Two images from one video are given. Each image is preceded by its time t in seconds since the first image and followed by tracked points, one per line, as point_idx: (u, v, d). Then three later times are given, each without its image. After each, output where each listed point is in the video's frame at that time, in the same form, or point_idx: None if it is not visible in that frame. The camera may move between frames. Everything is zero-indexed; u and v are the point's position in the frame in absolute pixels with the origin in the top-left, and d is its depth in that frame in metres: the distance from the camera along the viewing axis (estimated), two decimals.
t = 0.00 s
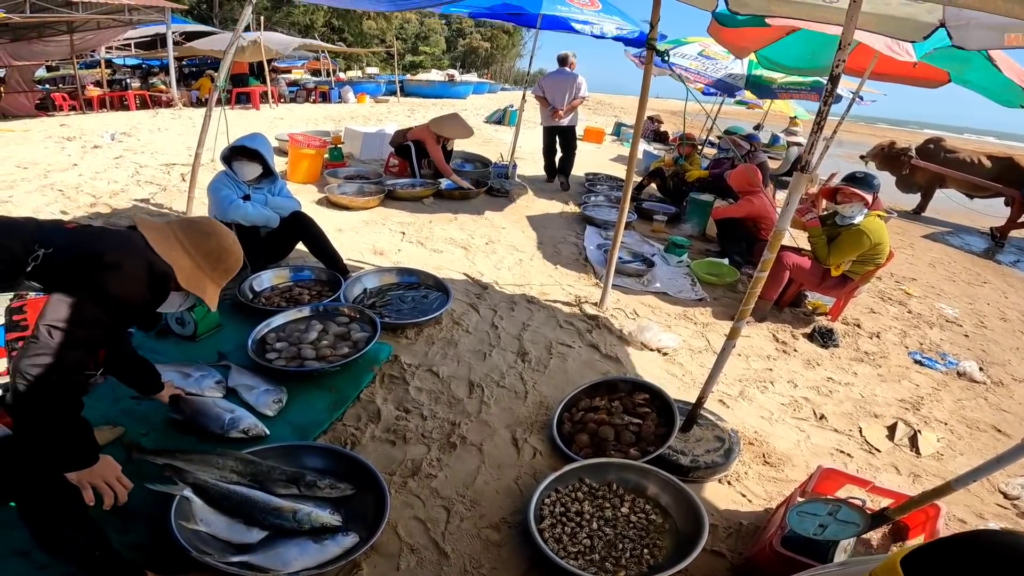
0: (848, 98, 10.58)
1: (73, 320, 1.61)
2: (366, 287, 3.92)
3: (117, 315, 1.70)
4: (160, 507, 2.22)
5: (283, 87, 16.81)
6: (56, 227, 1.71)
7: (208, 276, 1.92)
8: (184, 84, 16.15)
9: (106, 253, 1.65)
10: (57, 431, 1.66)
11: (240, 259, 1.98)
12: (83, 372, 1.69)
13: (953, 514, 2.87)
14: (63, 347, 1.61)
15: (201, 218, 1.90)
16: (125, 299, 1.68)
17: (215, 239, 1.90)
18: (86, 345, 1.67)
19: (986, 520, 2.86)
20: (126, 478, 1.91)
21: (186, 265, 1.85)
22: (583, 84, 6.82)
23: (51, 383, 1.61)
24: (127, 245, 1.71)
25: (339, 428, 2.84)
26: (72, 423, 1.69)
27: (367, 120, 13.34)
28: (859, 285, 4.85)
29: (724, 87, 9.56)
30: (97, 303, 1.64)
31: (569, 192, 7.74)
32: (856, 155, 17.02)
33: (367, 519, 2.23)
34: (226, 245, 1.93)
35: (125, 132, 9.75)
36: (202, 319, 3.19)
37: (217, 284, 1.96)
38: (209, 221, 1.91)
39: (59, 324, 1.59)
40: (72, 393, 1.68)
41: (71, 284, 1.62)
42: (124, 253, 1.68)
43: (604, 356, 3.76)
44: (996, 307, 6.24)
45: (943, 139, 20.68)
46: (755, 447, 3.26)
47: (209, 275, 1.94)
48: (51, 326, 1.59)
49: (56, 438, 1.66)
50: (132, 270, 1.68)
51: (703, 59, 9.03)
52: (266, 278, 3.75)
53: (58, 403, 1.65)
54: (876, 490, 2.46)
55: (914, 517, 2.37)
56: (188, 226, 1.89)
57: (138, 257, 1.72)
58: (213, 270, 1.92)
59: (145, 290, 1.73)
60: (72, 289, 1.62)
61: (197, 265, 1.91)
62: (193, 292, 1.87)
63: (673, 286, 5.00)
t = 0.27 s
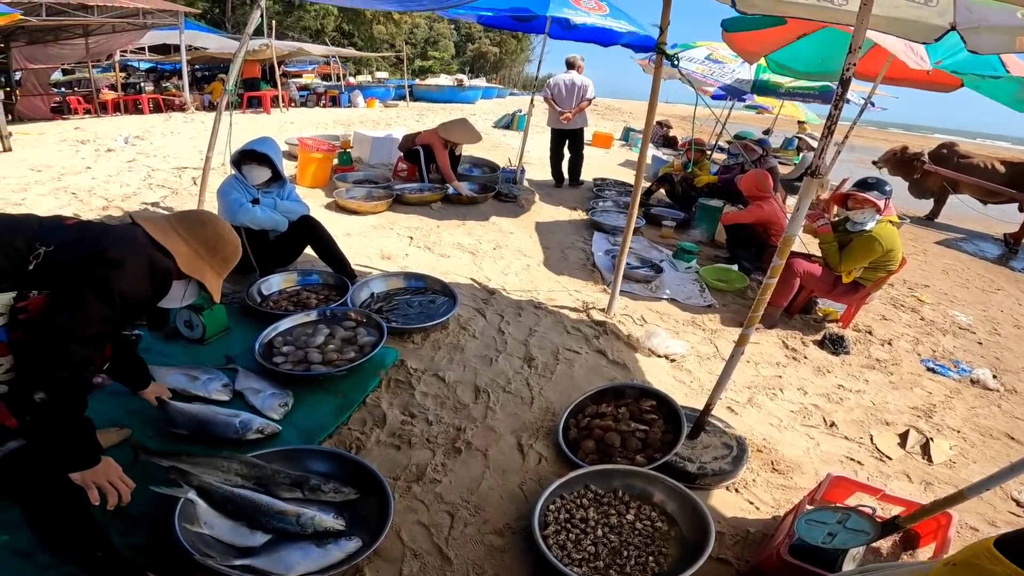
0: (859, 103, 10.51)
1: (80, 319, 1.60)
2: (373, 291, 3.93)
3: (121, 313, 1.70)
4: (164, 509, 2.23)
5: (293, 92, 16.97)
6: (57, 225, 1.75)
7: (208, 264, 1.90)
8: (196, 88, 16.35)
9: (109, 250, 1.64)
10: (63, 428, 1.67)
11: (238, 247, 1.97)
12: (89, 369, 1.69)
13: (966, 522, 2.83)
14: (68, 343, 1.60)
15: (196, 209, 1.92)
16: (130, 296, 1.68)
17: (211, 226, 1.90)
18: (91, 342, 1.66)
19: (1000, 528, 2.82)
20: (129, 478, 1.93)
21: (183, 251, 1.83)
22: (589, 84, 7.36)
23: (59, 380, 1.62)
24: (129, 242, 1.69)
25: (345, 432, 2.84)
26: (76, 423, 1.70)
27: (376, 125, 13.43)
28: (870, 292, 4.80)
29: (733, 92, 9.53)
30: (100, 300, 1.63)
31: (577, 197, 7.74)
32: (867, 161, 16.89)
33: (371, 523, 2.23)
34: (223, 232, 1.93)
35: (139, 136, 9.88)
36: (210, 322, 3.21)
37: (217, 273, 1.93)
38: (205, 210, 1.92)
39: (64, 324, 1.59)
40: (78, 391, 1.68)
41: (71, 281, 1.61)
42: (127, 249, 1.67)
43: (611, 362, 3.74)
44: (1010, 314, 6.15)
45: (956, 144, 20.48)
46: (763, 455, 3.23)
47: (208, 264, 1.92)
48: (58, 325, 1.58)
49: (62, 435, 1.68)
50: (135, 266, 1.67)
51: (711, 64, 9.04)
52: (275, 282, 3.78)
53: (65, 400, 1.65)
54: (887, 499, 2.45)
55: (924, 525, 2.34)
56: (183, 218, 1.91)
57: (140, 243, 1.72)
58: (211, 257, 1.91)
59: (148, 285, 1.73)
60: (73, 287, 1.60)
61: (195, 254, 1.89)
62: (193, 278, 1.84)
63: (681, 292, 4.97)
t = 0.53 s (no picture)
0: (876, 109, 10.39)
1: (82, 331, 1.63)
2: (384, 296, 3.95)
3: (121, 313, 1.73)
4: (171, 513, 2.24)
5: (309, 96, 17.19)
6: (44, 221, 1.72)
7: (211, 252, 1.92)
8: (214, 93, 16.62)
9: (99, 254, 1.64)
10: (70, 438, 1.71)
11: (242, 233, 1.98)
12: (93, 378, 1.72)
13: (984, 534, 2.77)
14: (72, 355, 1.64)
15: (198, 196, 1.93)
16: (127, 297, 1.70)
17: (213, 213, 1.92)
18: (92, 351, 1.68)
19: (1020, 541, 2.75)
20: (138, 485, 1.94)
21: (185, 239, 1.85)
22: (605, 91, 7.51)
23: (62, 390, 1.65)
24: (119, 242, 1.68)
25: (353, 437, 2.84)
26: (80, 429, 1.72)
27: (390, 130, 13.53)
28: (887, 301, 4.73)
29: (748, 98, 9.47)
30: (97, 306, 1.65)
31: (589, 203, 7.72)
32: (885, 167, 16.65)
33: (377, 528, 2.22)
34: (227, 219, 1.94)
35: (158, 139, 10.05)
36: (223, 326, 3.24)
37: (222, 260, 1.94)
38: (207, 197, 1.94)
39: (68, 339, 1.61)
40: (81, 399, 1.71)
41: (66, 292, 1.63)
42: (119, 252, 1.67)
43: (621, 370, 3.71)
44: None
45: (977, 150, 20.13)
46: (776, 464, 3.18)
47: (213, 251, 1.93)
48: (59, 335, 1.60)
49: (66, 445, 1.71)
50: (129, 267, 1.68)
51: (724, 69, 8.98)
52: (287, 286, 3.81)
53: (70, 408, 1.69)
54: (902, 509, 2.37)
55: (940, 538, 2.20)
56: (185, 206, 1.92)
57: (138, 239, 1.74)
58: (215, 245, 1.92)
59: (145, 282, 1.74)
60: (68, 295, 1.62)
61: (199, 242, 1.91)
62: (197, 265, 1.85)
63: (693, 300, 4.93)
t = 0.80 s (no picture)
0: (898, 113, 10.22)
1: (82, 341, 1.59)
2: (399, 299, 3.98)
3: (122, 319, 1.67)
4: (185, 513, 2.27)
5: (327, 100, 17.43)
6: (35, 222, 1.70)
7: (228, 246, 1.85)
8: (235, 96, 16.92)
9: (85, 257, 1.59)
10: (78, 446, 1.70)
11: (262, 226, 1.90)
12: (97, 389, 1.71)
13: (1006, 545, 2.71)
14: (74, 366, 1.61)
15: (215, 184, 1.85)
16: (122, 300, 1.64)
17: (228, 204, 1.84)
18: (98, 361, 1.66)
19: None
20: (159, 492, 2.03)
21: (199, 233, 1.79)
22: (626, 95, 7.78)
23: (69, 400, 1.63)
24: (105, 243, 1.62)
25: (366, 439, 2.86)
26: (84, 437, 1.70)
27: (406, 133, 13.65)
28: (909, 309, 4.64)
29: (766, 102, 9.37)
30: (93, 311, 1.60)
31: (604, 207, 7.70)
32: (907, 172, 16.36)
33: (387, 531, 2.22)
34: (244, 210, 1.87)
35: (180, 142, 10.25)
36: (240, 327, 3.29)
37: (239, 253, 1.88)
38: (224, 186, 1.86)
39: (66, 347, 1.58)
40: (82, 409, 1.68)
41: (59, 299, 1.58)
42: (105, 252, 1.61)
43: (634, 375, 3.69)
44: None
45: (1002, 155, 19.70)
46: (790, 472, 3.16)
47: (230, 243, 1.86)
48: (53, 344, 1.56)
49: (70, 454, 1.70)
50: (119, 268, 1.61)
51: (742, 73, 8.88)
52: (303, 288, 3.86)
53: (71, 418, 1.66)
54: (919, 518, 2.34)
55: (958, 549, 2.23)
56: (201, 194, 1.84)
57: (133, 235, 1.67)
58: (232, 238, 1.85)
59: (144, 283, 1.68)
60: (59, 301, 1.58)
61: (215, 234, 1.84)
62: (211, 261, 1.80)
63: (709, 306, 4.88)
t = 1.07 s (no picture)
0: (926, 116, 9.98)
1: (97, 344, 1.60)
2: (417, 302, 3.99)
3: (127, 322, 1.67)
4: (204, 512, 2.29)
5: (347, 102, 17.65)
6: (50, 224, 1.70)
7: (256, 256, 1.81)
8: (258, 97, 17.21)
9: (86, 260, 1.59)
10: (88, 449, 1.66)
11: (290, 236, 1.85)
12: (109, 394, 1.69)
13: None
14: (78, 371, 1.61)
15: (244, 192, 1.79)
16: (133, 305, 1.65)
17: (257, 214, 1.78)
18: (106, 365, 1.66)
19: None
20: (180, 494, 2.00)
21: (228, 245, 1.76)
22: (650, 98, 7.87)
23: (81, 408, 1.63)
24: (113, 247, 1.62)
25: (382, 441, 2.87)
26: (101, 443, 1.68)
27: (425, 135, 13.74)
28: (937, 316, 4.51)
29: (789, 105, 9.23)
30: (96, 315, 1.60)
31: (622, 211, 7.64)
32: (933, 175, 15.98)
33: (402, 533, 2.20)
34: (274, 220, 1.81)
35: (205, 143, 10.45)
36: (262, 328, 3.33)
37: (267, 263, 1.84)
38: (253, 193, 1.80)
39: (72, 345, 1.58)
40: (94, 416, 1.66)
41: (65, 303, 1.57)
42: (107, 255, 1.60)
43: (653, 381, 3.64)
44: None
45: None
46: (812, 479, 3.10)
47: (258, 253, 1.82)
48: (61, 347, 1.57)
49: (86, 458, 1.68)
50: (134, 271, 1.62)
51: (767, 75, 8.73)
52: (323, 289, 3.89)
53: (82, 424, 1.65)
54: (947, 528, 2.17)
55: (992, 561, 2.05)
56: (231, 202, 1.79)
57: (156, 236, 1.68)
58: (260, 249, 1.80)
59: (144, 287, 1.66)
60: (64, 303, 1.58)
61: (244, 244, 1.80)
62: (240, 273, 1.77)
63: (729, 312, 4.81)
